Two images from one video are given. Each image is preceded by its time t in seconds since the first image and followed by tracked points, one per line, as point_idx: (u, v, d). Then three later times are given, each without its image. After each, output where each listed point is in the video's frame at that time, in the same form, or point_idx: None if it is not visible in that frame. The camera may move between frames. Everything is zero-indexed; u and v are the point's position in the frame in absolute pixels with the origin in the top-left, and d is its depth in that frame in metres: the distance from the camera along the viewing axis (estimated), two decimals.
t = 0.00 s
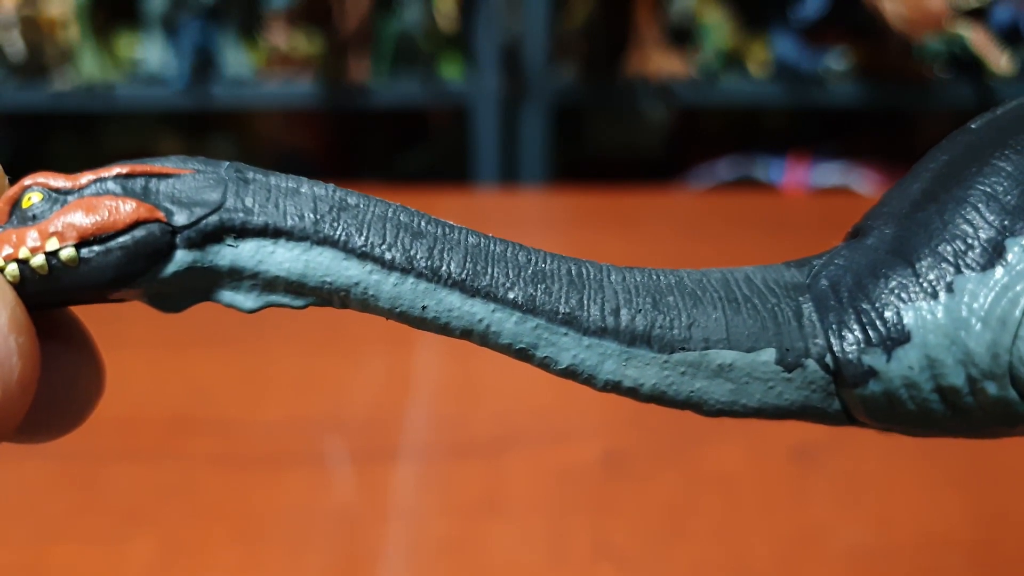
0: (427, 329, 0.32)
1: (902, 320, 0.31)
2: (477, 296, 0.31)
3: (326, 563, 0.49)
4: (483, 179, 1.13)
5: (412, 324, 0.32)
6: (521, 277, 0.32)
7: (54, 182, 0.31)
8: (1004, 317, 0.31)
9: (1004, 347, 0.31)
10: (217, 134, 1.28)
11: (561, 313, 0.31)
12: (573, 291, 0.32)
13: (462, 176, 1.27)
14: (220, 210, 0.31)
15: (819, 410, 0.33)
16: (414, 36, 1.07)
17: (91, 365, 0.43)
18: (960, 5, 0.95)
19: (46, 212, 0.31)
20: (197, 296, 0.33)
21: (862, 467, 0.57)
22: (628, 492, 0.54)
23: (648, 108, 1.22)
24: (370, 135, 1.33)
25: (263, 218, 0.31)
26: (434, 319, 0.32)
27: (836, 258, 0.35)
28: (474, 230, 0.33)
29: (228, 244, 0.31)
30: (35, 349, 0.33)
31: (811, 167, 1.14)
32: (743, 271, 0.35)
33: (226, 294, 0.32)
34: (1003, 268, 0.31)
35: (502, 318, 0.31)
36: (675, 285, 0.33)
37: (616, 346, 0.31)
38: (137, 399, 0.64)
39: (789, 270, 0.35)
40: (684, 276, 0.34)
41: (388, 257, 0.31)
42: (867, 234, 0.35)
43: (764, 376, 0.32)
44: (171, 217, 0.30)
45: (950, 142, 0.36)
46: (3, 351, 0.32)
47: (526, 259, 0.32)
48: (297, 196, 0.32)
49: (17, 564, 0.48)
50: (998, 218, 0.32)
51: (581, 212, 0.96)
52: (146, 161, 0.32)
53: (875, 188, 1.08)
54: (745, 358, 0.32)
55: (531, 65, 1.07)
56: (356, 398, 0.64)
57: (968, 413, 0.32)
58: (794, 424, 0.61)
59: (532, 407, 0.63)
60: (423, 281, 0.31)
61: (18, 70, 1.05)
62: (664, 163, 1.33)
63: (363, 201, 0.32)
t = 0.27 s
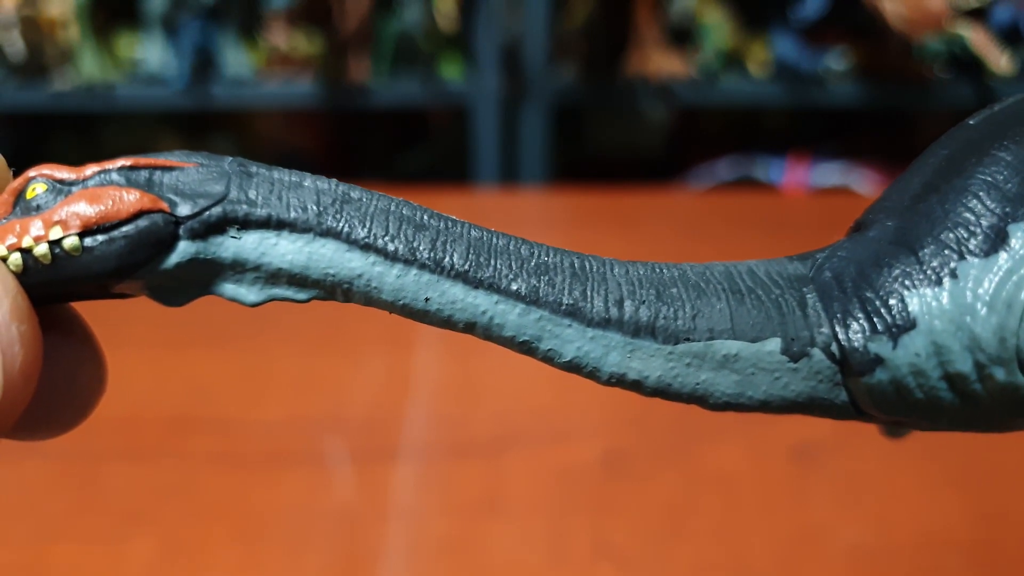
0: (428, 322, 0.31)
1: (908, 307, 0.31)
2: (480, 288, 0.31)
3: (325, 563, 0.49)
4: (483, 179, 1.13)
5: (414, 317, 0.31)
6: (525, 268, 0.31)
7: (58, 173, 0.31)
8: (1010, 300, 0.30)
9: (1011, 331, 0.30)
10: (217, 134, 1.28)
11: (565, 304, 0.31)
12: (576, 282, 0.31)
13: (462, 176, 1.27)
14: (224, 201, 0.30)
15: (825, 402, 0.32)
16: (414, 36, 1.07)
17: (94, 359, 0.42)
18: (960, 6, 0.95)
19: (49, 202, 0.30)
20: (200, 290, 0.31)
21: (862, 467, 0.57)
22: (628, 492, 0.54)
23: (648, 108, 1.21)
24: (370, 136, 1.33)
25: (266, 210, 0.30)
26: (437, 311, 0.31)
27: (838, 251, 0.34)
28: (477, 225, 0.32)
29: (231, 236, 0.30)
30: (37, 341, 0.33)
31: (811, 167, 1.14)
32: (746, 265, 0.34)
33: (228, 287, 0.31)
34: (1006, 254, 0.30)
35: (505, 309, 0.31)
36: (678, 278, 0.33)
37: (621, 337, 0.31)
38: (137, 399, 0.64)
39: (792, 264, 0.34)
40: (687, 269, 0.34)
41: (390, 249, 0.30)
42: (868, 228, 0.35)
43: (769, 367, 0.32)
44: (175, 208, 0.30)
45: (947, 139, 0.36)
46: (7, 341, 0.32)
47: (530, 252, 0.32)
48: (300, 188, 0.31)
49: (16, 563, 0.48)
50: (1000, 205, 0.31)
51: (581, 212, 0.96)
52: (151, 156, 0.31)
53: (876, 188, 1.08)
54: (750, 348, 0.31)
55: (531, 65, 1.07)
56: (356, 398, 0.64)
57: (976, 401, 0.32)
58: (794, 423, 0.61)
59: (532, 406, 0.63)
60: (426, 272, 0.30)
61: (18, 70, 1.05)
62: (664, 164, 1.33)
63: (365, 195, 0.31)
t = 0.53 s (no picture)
0: (430, 320, 0.30)
1: (913, 301, 0.30)
2: (485, 286, 0.29)
3: (325, 563, 0.49)
4: (483, 179, 1.13)
5: (418, 316, 0.30)
6: (530, 266, 0.30)
7: (69, 171, 0.29)
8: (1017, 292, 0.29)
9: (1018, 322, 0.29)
10: (217, 134, 1.28)
11: (569, 302, 0.29)
12: (581, 280, 0.30)
13: (462, 175, 1.27)
14: (231, 200, 0.29)
15: (834, 400, 0.31)
16: (414, 36, 1.07)
17: (99, 360, 0.42)
18: (960, 6, 0.95)
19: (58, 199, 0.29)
20: (206, 289, 0.30)
21: (861, 467, 0.57)
22: (628, 492, 0.54)
23: (648, 108, 1.22)
24: (370, 136, 1.33)
25: (273, 209, 0.29)
26: (442, 310, 0.29)
27: (843, 249, 0.33)
28: (484, 225, 0.31)
29: (238, 234, 0.29)
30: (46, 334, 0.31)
31: (811, 167, 1.14)
32: (755, 263, 0.33)
33: (235, 286, 0.30)
34: (1011, 246, 0.29)
35: (510, 306, 0.29)
36: (683, 275, 0.31)
37: (626, 334, 0.29)
38: (137, 399, 0.64)
39: (798, 263, 0.33)
40: (691, 267, 0.32)
41: (397, 247, 0.29)
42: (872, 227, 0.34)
43: (776, 363, 0.30)
44: (183, 205, 0.29)
45: (950, 141, 0.35)
46: (15, 334, 0.30)
47: (534, 250, 0.31)
48: (306, 188, 0.30)
49: (17, 564, 0.48)
50: (1002, 197, 0.30)
51: (581, 212, 0.96)
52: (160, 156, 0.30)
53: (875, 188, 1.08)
54: (756, 345, 0.30)
55: (531, 65, 1.07)
56: (357, 398, 0.64)
57: (986, 395, 0.30)
58: (794, 423, 0.61)
59: (532, 407, 0.63)
60: (431, 269, 0.29)
61: (18, 70, 1.04)
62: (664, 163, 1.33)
63: (373, 195, 0.30)
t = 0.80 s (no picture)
0: (431, 318, 0.30)
1: (919, 294, 0.29)
2: (488, 283, 0.29)
3: (325, 563, 0.49)
4: (483, 179, 1.13)
5: (420, 314, 0.30)
6: (533, 263, 0.30)
7: (74, 169, 0.29)
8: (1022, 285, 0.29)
9: None
10: (217, 135, 1.28)
11: (572, 300, 0.29)
12: (583, 277, 0.30)
13: (462, 175, 1.27)
14: (234, 198, 0.29)
15: (840, 396, 0.31)
16: (414, 36, 1.07)
17: (100, 361, 0.42)
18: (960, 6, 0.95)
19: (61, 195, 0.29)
20: (207, 286, 0.30)
21: (862, 467, 0.57)
22: (628, 492, 0.54)
23: (648, 108, 1.22)
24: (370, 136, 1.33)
25: (275, 206, 0.29)
26: (444, 307, 0.29)
27: (845, 246, 0.33)
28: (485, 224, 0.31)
29: (241, 230, 0.29)
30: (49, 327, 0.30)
31: (811, 167, 1.14)
32: (757, 261, 0.32)
33: (236, 283, 0.29)
34: (1015, 238, 0.29)
35: (513, 303, 0.29)
36: (686, 274, 0.31)
37: (629, 331, 0.29)
38: (137, 399, 0.64)
39: (800, 261, 0.33)
40: (693, 265, 0.32)
41: (401, 246, 0.29)
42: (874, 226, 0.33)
43: (781, 359, 0.30)
44: (186, 202, 0.29)
45: (947, 142, 0.35)
46: (16, 328, 0.29)
47: (538, 248, 0.31)
48: (311, 187, 0.30)
49: (16, 563, 0.48)
50: (1003, 191, 0.30)
51: (582, 212, 0.96)
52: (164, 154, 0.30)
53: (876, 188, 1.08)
54: (760, 340, 0.29)
55: (531, 65, 1.07)
56: (357, 398, 0.64)
57: (993, 388, 0.30)
58: (795, 423, 0.61)
59: (533, 407, 0.63)
60: (434, 266, 0.29)
61: (18, 70, 1.04)
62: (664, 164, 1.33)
63: (376, 193, 0.30)
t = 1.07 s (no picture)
0: (428, 313, 0.29)
1: (920, 284, 0.28)
2: (487, 276, 0.28)
3: (326, 562, 0.49)
4: (483, 179, 1.13)
5: (419, 310, 0.29)
6: (534, 258, 0.29)
7: (74, 162, 0.28)
8: None
9: None
10: (217, 135, 1.28)
11: (571, 294, 0.28)
12: (583, 272, 0.29)
13: (462, 175, 1.27)
14: (234, 192, 0.28)
15: (845, 390, 0.29)
16: (414, 36, 1.07)
17: (94, 351, 0.42)
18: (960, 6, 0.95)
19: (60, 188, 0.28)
20: (205, 278, 0.29)
21: (861, 467, 0.57)
22: (628, 492, 0.54)
23: (648, 108, 1.22)
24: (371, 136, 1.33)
25: (273, 200, 0.28)
26: (443, 302, 0.28)
27: (847, 244, 0.32)
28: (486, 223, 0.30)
29: (240, 224, 0.28)
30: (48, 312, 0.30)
31: (811, 168, 1.14)
32: (758, 259, 0.32)
33: (234, 278, 0.29)
34: (1017, 224, 0.28)
35: (512, 297, 0.28)
36: (688, 270, 0.30)
37: (629, 324, 0.28)
38: (137, 399, 0.64)
39: (801, 258, 0.32)
40: (694, 263, 0.31)
41: (396, 239, 0.28)
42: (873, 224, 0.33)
43: (784, 352, 0.29)
44: (185, 194, 0.28)
45: (946, 143, 0.35)
46: (15, 314, 0.29)
47: (539, 245, 0.30)
48: (313, 183, 0.29)
49: (17, 563, 0.48)
50: (1003, 180, 0.29)
51: (582, 212, 0.96)
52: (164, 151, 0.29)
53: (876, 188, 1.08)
54: (762, 333, 0.29)
55: (531, 65, 1.07)
56: (357, 398, 0.64)
57: (1002, 378, 0.29)
58: (795, 423, 0.61)
59: (533, 407, 0.63)
60: (433, 260, 0.28)
61: (18, 70, 1.04)
62: (664, 164, 1.33)
63: (376, 190, 0.30)
